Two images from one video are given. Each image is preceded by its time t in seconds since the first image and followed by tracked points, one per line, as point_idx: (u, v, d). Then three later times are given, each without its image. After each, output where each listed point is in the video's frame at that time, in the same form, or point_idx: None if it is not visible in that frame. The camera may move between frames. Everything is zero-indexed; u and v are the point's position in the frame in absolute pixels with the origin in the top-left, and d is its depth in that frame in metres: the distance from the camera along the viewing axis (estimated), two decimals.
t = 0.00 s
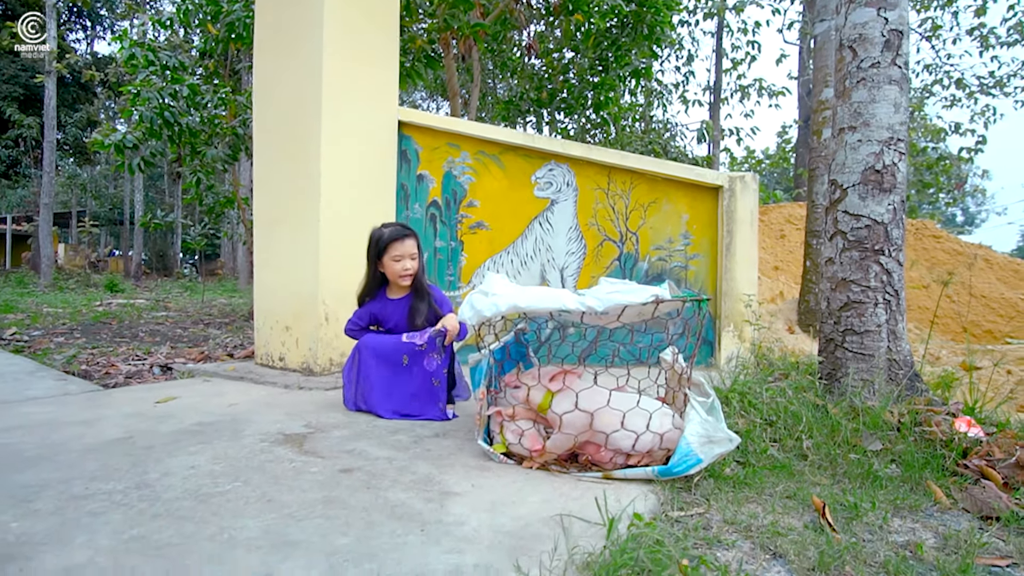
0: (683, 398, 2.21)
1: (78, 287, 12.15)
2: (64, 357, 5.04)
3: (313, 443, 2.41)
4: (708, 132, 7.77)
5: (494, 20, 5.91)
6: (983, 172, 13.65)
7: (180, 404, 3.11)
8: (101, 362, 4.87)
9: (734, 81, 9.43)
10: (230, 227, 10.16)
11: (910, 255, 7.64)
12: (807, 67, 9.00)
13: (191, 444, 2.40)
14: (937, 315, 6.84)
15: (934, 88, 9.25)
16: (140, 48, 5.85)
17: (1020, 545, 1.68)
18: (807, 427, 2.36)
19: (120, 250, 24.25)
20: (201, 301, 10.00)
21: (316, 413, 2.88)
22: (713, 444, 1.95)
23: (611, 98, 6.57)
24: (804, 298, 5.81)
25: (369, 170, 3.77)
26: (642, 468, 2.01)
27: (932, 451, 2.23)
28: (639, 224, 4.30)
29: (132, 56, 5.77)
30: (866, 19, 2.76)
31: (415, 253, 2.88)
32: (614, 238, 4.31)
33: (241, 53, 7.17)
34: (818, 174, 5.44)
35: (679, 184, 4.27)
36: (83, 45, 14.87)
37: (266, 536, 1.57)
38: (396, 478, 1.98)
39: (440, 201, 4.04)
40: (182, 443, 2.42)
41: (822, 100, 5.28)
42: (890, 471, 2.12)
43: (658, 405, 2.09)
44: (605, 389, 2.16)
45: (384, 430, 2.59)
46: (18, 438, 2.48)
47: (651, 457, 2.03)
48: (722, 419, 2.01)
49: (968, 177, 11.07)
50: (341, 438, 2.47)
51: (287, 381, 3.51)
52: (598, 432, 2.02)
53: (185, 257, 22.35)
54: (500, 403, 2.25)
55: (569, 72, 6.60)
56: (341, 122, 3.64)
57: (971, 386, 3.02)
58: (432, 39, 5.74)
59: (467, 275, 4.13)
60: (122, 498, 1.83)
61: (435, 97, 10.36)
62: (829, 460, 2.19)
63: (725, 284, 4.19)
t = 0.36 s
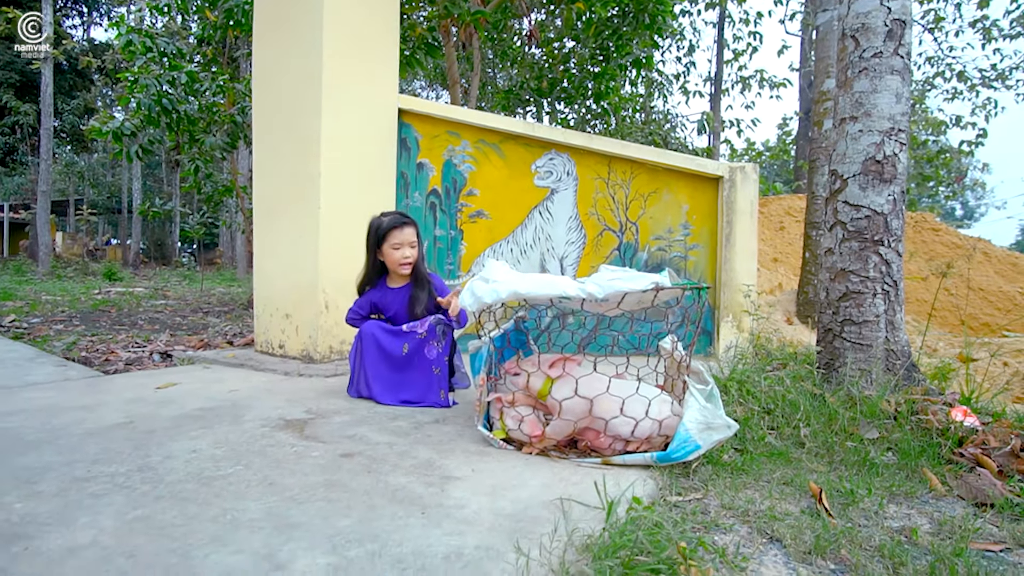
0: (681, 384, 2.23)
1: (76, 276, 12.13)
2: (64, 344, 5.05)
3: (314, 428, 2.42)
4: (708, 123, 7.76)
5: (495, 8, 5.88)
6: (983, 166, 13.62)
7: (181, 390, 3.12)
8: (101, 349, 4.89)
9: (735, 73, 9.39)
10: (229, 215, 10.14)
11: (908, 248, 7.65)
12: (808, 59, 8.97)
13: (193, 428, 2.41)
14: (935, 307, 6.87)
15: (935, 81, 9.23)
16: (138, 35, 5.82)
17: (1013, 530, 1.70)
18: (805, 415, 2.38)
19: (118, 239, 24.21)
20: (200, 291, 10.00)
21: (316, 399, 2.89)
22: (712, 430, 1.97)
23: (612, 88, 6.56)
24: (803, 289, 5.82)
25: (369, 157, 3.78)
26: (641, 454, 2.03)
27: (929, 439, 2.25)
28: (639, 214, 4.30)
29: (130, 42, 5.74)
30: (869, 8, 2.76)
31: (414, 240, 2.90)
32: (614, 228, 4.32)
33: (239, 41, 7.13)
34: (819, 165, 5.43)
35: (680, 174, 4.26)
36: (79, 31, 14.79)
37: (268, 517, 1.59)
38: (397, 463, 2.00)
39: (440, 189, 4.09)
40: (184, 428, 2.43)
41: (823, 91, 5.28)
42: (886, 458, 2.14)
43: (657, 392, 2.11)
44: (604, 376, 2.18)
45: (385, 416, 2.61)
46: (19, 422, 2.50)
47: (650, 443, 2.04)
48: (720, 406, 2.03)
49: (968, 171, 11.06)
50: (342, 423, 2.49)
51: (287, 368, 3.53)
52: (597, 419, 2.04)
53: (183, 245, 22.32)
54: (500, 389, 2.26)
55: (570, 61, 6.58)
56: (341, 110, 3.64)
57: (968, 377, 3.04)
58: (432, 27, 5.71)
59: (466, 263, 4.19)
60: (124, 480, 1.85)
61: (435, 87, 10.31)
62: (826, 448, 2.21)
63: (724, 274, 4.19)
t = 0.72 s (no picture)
0: (685, 377, 2.24)
1: (78, 269, 12.15)
2: (67, 336, 5.06)
3: (318, 419, 2.43)
4: (711, 118, 7.74)
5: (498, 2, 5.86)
6: (986, 162, 13.58)
7: (185, 381, 3.14)
8: (104, 341, 4.90)
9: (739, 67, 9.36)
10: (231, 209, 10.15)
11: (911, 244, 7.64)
12: (812, 53, 8.94)
13: (197, 419, 2.43)
14: (937, 303, 6.87)
15: (939, 77, 9.19)
16: (140, 27, 5.81)
17: (1014, 522, 1.71)
18: (807, 408, 2.39)
19: (119, 232, 24.23)
20: (202, 284, 10.01)
21: (320, 391, 2.90)
22: (714, 422, 1.98)
23: (615, 82, 6.55)
24: (805, 284, 5.83)
25: (372, 150, 3.78)
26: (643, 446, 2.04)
27: (931, 433, 2.26)
28: (642, 208, 4.29)
29: (131, 35, 5.73)
30: (875, 1, 2.75)
31: (417, 226, 2.89)
32: (617, 222, 4.32)
33: (241, 34, 7.12)
34: (822, 159, 5.42)
35: (683, 168, 4.26)
36: (80, 24, 14.76)
37: (274, 506, 1.60)
38: (401, 453, 2.01)
39: (443, 182, 4.10)
40: (189, 418, 2.45)
41: (827, 86, 5.27)
42: (888, 451, 2.15)
43: (660, 385, 2.12)
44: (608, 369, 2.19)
45: (388, 408, 2.62)
46: (25, 412, 2.52)
47: (653, 435, 2.05)
48: (723, 398, 2.04)
49: (971, 167, 11.03)
50: (346, 414, 2.50)
51: (290, 360, 3.54)
52: (601, 410, 2.04)
53: (185, 239, 22.34)
54: (503, 381, 2.27)
55: (573, 55, 6.57)
56: (344, 102, 3.64)
57: (969, 372, 3.05)
58: (434, 20, 5.69)
59: (468, 257, 4.18)
60: (131, 469, 1.86)
61: (437, 80, 10.28)
62: (828, 441, 2.22)
63: (726, 269, 4.20)
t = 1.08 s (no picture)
0: (687, 371, 2.24)
1: (80, 264, 12.17)
2: (70, 330, 5.07)
3: (321, 412, 2.44)
4: (713, 113, 7.72)
5: None
6: (988, 158, 13.55)
7: (188, 374, 3.14)
8: (106, 335, 4.91)
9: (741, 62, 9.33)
10: (232, 204, 10.15)
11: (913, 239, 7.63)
12: (814, 48, 8.91)
13: (201, 412, 2.43)
14: (939, 299, 6.87)
15: (943, 72, 9.16)
16: (141, 21, 5.79)
17: (1016, 516, 1.71)
18: (809, 403, 2.40)
19: (121, 227, 24.23)
20: (204, 279, 10.02)
21: (322, 384, 2.91)
22: (717, 416, 1.98)
23: (617, 76, 6.53)
24: (807, 279, 5.82)
25: (373, 145, 3.78)
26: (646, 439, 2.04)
27: (933, 427, 2.26)
28: (644, 203, 4.29)
29: (133, 28, 5.71)
30: None
31: (417, 214, 2.91)
32: (619, 217, 4.32)
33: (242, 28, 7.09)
34: (825, 154, 5.41)
35: (686, 163, 4.25)
36: (81, 18, 14.72)
37: (278, 498, 1.60)
38: (404, 446, 2.02)
39: (445, 177, 4.10)
40: (192, 411, 2.45)
41: (830, 80, 5.26)
42: (890, 445, 2.16)
43: (663, 378, 2.13)
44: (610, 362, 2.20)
45: (391, 401, 2.63)
46: (29, 404, 2.52)
47: (655, 429, 2.05)
48: (726, 392, 2.04)
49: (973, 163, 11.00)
50: (349, 408, 2.51)
51: (292, 354, 3.54)
52: (603, 404, 2.05)
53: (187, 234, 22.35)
54: (506, 375, 2.27)
55: (575, 50, 6.55)
56: (345, 96, 3.63)
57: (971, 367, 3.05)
58: (436, 14, 5.68)
59: (470, 251, 4.19)
60: (135, 461, 1.87)
61: (438, 75, 10.26)
62: (830, 435, 2.23)
63: (728, 264, 4.19)
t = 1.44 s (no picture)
0: (688, 368, 2.24)
1: (79, 267, 12.17)
2: (70, 333, 5.07)
3: (322, 413, 2.44)
4: (711, 110, 7.72)
5: None
6: (987, 153, 13.54)
7: (188, 377, 3.14)
8: (106, 338, 4.91)
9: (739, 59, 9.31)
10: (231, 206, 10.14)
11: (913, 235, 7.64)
12: (812, 45, 8.90)
13: (201, 414, 2.43)
14: (939, 295, 6.87)
15: (941, 67, 9.15)
16: (138, 23, 5.78)
17: (1019, 509, 1.71)
18: (810, 398, 2.39)
19: (120, 230, 24.22)
20: (203, 282, 10.01)
21: (323, 385, 2.91)
22: (718, 413, 1.98)
23: (616, 74, 6.42)
24: (807, 276, 5.82)
25: (372, 145, 3.78)
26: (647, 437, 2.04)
27: (935, 422, 2.26)
28: (643, 201, 4.29)
29: (129, 31, 5.70)
30: None
31: (424, 218, 2.89)
32: (618, 215, 4.32)
33: (239, 29, 7.09)
34: (824, 150, 5.40)
35: (685, 160, 4.24)
36: (77, 21, 14.72)
37: (279, 499, 1.60)
38: (405, 446, 2.01)
39: (444, 176, 4.10)
40: (192, 413, 2.45)
41: (828, 76, 5.25)
42: (892, 440, 2.15)
43: (664, 376, 2.13)
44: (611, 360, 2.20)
45: (392, 402, 2.63)
46: (30, 408, 2.52)
47: (657, 426, 2.05)
48: (727, 389, 2.04)
49: (972, 158, 11.00)
50: (349, 408, 2.50)
51: (292, 355, 3.54)
52: (605, 402, 2.05)
53: (186, 237, 22.34)
54: (506, 373, 2.27)
55: (572, 48, 6.55)
56: (344, 95, 3.63)
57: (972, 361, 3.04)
58: (433, 13, 5.67)
59: (469, 251, 4.19)
60: (136, 464, 1.86)
61: (436, 75, 10.26)
62: (832, 430, 2.22)
63: (727, 261, 4.19)
